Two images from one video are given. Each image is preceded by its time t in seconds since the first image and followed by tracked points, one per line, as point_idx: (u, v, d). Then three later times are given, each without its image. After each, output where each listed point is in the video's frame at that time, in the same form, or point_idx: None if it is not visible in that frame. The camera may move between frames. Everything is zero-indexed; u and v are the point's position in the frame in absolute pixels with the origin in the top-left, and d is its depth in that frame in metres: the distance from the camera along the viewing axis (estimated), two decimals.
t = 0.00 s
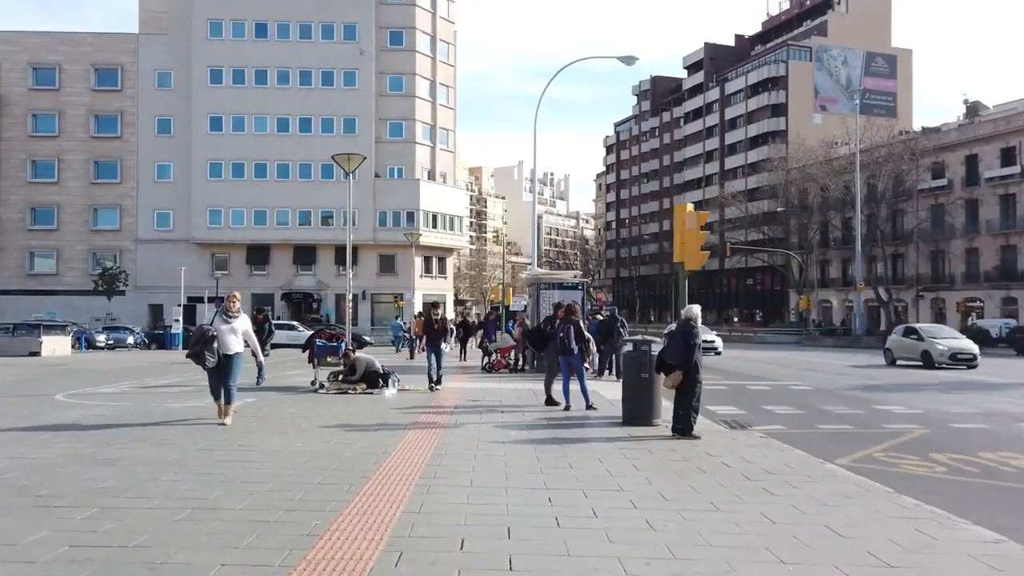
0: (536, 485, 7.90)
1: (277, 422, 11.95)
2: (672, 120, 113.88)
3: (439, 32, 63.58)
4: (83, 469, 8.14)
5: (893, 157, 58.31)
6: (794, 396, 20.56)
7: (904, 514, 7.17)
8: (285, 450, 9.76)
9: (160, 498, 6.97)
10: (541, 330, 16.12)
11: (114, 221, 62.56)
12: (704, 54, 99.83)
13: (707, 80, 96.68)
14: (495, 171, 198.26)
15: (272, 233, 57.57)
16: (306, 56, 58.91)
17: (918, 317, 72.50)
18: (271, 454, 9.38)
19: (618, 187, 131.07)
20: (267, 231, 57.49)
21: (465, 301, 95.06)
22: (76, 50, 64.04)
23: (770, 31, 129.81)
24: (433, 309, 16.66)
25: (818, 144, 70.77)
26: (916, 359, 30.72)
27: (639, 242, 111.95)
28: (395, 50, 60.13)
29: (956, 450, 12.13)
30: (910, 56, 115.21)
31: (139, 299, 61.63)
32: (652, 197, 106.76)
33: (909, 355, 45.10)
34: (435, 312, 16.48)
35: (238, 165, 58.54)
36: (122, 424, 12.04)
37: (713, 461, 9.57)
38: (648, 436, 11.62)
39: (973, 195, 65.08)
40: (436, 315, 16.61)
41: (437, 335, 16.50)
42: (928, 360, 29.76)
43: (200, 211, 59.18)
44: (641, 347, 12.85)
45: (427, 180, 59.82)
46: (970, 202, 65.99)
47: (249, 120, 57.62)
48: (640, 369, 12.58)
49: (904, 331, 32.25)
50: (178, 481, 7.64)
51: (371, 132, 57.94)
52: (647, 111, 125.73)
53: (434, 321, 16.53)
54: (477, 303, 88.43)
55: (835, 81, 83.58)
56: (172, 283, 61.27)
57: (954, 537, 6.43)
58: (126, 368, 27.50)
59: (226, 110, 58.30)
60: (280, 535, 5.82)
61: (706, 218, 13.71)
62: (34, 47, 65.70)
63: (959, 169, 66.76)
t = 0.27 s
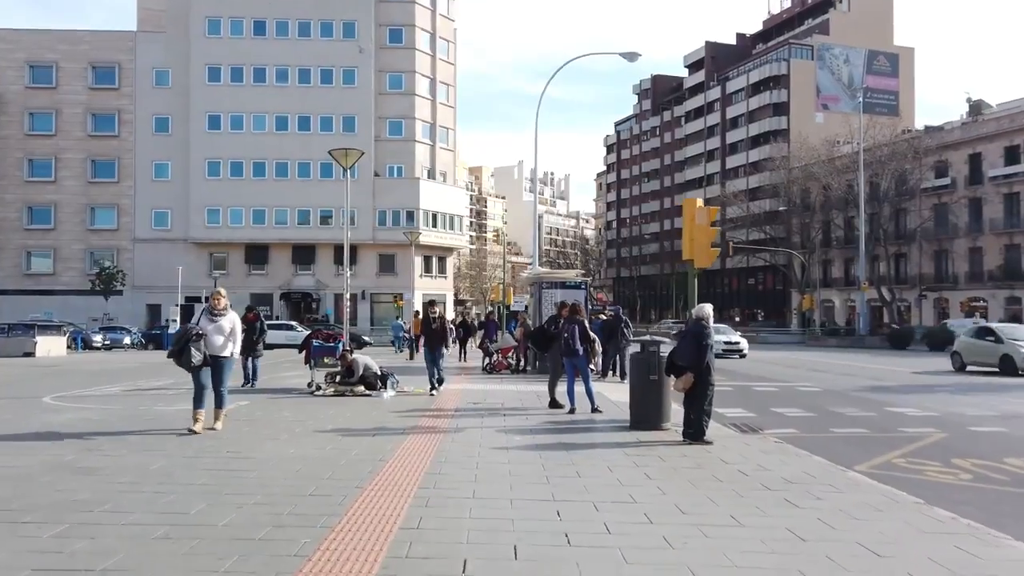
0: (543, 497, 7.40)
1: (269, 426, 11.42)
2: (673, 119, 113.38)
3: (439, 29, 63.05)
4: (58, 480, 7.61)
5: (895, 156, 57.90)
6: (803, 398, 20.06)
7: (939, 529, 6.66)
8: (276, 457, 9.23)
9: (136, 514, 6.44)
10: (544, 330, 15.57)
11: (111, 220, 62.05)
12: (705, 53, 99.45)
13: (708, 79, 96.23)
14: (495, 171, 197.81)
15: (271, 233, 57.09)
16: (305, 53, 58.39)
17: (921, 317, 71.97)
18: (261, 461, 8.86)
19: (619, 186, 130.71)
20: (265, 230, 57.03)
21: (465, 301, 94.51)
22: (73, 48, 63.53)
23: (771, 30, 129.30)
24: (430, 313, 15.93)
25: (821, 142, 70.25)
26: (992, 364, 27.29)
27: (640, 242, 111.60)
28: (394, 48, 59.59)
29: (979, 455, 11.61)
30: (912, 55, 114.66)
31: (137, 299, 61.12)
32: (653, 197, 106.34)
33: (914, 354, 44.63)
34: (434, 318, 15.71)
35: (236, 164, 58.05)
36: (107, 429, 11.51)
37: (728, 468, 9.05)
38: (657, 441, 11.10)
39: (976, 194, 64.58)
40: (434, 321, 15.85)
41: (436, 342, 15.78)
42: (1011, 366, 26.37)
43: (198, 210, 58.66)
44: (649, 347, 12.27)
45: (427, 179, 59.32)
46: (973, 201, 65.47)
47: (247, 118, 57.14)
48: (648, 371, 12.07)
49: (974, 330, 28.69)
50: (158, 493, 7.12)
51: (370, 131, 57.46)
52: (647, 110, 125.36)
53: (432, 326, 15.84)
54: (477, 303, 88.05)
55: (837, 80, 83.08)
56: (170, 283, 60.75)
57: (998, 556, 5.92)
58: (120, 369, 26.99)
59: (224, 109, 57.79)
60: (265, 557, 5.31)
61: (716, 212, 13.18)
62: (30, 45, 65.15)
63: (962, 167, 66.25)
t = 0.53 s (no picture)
0: (548, 506, 6.89)
1: (261, 429, 10.91)
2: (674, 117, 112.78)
3: (439, 27, 62.51)
4: (28, 489, 7.11)
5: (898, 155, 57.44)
6: (813, 398, 19.53)
7: (977, 543, 6.14)
8: (264, 462, 8.72)
9: (108, 529, 5.90)
10: (548, 330, 15.02)
11: (109, 218, 61.53)
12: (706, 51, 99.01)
13: (709, 78, 95.83)
14: (495, 170, 197.56)
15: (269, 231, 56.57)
16: (304, 51, 57.89)
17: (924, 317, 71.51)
18: (248, 468, 8.35)
19: (620, 186, 130.37)
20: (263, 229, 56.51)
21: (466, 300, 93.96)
22: (70, 45, 62.98)
23: (773, 28, 128.66)
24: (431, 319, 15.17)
25: (823, 141, 69.80)
26: None
27: (641, 241, 111.28)
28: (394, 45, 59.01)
29: (1004, 459, 11.08)
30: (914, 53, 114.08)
31: (134, 298, 60.63)
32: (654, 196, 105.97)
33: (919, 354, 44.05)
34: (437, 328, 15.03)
35: (235, 162, 57.56)
36: (90, 433, 11.00)
37: (746, 475, 8.53)
38: (666, 445, 10.58)
39: (980, 193, 64.07)
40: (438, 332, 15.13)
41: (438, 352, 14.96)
42: None
43: (196, 209, 58.14)
44: (659, 347, 11.76)
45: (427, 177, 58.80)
46: (977, 199, 64.95)
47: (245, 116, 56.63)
48: (658, 372, 11.60)
49: None
50: (135, 505, 6.61)
51: (370, 128, 56.93)
52: (648, 109, 124.96)
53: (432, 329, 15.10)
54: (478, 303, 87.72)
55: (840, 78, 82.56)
56: (168, 282, 60.26)
57: None
58: (116, 369, 26.53)
59: (222, 107, 57.27)
60: None
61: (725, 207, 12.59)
62: (26, 42, 64.59)
63: (966, 166, 65.70)
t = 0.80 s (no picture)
0: (551, 526, 6.37)
1: (248, 437, 10.36)
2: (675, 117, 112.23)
3: (438, 24, 61.94)
4: None
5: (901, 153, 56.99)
6: (822, 402, 19.00)
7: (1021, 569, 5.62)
8: (249, 474, 8.18)
9: (68, 554, 5.39)
10: (551, 332, 14.46)
11: (105, 217, 60.95)
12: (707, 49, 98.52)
13: (710, 76, 95.34)
14: (495, 169, 197.18)
15: (267, 230, 56.03)
16: (302, 48, 57.33)
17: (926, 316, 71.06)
18: (231, 481, 7.83)
19: (620, 185, 129.94)
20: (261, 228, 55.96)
21: (465, 301, 93.34)
22: (66, 42, 62.32)
23: (774, 27, 128.07)
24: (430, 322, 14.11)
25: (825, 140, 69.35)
26: None
27: (642, 240, 110.86)
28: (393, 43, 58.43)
29: None
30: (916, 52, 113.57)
31: (131, 297, 60.06)
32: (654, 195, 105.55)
33: (924, 355, 43.50)
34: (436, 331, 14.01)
35: (232, 161, 57.01)
36: (69, 441, 10.47)
37: (762, 488, 8.00)
38: (675, 454, 10.05)
39: (983, 192, 63.53)
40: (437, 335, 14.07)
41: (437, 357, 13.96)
42: None
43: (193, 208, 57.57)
44: (666, 350, 11.26)
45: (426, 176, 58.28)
46: (980, 198, 64.39)
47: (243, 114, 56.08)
48: (666, 377, 11.10)
49: None
50: (104, 526, 6.09)
51: (368, 127, 56.38)
52: (649, 108, 124.54)
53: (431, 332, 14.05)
54: (477, 302, 87.32)
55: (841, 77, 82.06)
56: (165, 282, 59.70)
57: None
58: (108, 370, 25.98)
59: (220, 105, 56.73)
60: None
61: (735, 202, 12.00)
62: (22, 39, 64.02)
63: (969, 165, 65.19)
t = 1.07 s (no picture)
0: (555, 543, 5.86)
1: (233, 442, 9.84)
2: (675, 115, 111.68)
3: (437, 22, 61.38)
4: None
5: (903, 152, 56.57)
6: (831, 403, 18.49)
7: None
8: (230, 482, 7.67)
9: None
10: (553, 331, 13.90)
11: (101, 216, 60.41)
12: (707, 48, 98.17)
13: (710, 75, 94.82)
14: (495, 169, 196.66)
15: (264, 229, 55.51)
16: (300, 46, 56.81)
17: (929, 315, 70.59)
18: (211, 491, 7.33)
19: (620, 184, 129.73)
20: (258, 227, 55.47)
21: (465, 300, 92.78)
22: (62, 40, 61.72)
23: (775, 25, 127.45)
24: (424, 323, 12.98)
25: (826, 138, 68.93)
26: None
27: (642, 239, 110.55)
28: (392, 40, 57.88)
29: None
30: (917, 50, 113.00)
31: (127, 296, 59.53)
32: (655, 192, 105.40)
33: (928, 354, 42.99)
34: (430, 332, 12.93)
35: (229, 159, 56.52)
36: (47, 446, 9.97)
37: (779, 497, 7.49)
38: (683, 460, 9.52)
39: (986, 190, 63.02)
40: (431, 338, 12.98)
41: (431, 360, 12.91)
42: None
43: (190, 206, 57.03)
44: (672, 350, 10.72)
45: (426, 175, 57.76)
46: (983, 197, 63.86)
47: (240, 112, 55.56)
48: (672, 378, 10.62)
49: None
50: (66, 542, 5.59)
51: (367, 124, 55.89)
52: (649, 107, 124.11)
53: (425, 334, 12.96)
54: (477, 301, 86.99)
55: (842, 75, 81.50)
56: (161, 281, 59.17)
57: None
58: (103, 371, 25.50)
59: (217, 102, 56.20)
60: None
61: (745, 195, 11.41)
62: (17, 37, 63.45)
63: (971, 162, 64.66)
